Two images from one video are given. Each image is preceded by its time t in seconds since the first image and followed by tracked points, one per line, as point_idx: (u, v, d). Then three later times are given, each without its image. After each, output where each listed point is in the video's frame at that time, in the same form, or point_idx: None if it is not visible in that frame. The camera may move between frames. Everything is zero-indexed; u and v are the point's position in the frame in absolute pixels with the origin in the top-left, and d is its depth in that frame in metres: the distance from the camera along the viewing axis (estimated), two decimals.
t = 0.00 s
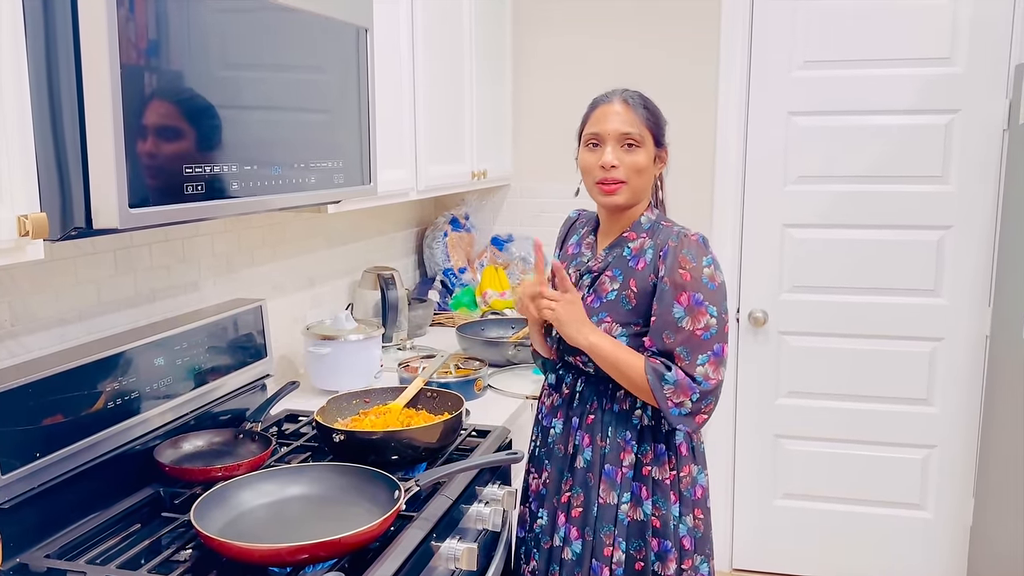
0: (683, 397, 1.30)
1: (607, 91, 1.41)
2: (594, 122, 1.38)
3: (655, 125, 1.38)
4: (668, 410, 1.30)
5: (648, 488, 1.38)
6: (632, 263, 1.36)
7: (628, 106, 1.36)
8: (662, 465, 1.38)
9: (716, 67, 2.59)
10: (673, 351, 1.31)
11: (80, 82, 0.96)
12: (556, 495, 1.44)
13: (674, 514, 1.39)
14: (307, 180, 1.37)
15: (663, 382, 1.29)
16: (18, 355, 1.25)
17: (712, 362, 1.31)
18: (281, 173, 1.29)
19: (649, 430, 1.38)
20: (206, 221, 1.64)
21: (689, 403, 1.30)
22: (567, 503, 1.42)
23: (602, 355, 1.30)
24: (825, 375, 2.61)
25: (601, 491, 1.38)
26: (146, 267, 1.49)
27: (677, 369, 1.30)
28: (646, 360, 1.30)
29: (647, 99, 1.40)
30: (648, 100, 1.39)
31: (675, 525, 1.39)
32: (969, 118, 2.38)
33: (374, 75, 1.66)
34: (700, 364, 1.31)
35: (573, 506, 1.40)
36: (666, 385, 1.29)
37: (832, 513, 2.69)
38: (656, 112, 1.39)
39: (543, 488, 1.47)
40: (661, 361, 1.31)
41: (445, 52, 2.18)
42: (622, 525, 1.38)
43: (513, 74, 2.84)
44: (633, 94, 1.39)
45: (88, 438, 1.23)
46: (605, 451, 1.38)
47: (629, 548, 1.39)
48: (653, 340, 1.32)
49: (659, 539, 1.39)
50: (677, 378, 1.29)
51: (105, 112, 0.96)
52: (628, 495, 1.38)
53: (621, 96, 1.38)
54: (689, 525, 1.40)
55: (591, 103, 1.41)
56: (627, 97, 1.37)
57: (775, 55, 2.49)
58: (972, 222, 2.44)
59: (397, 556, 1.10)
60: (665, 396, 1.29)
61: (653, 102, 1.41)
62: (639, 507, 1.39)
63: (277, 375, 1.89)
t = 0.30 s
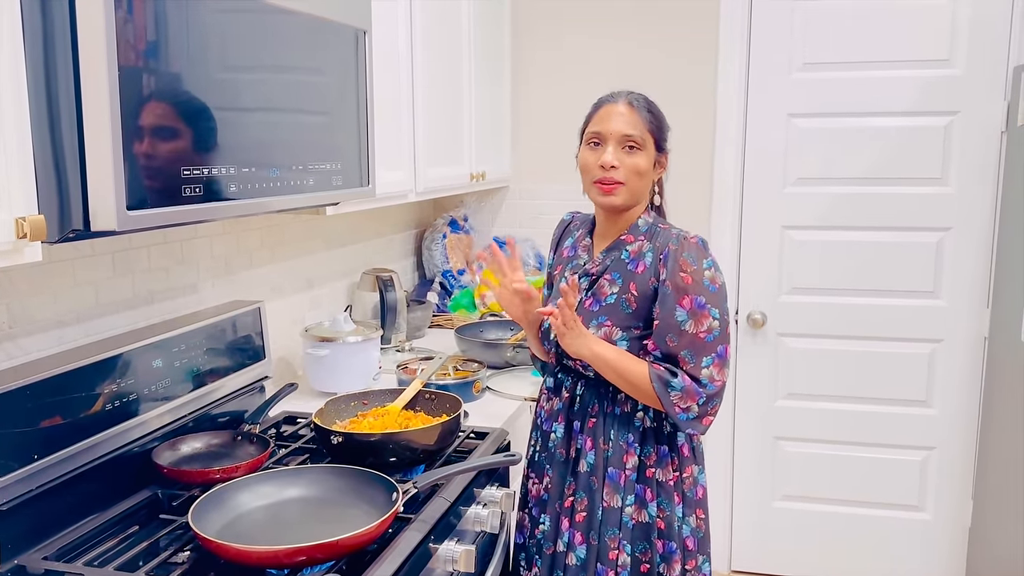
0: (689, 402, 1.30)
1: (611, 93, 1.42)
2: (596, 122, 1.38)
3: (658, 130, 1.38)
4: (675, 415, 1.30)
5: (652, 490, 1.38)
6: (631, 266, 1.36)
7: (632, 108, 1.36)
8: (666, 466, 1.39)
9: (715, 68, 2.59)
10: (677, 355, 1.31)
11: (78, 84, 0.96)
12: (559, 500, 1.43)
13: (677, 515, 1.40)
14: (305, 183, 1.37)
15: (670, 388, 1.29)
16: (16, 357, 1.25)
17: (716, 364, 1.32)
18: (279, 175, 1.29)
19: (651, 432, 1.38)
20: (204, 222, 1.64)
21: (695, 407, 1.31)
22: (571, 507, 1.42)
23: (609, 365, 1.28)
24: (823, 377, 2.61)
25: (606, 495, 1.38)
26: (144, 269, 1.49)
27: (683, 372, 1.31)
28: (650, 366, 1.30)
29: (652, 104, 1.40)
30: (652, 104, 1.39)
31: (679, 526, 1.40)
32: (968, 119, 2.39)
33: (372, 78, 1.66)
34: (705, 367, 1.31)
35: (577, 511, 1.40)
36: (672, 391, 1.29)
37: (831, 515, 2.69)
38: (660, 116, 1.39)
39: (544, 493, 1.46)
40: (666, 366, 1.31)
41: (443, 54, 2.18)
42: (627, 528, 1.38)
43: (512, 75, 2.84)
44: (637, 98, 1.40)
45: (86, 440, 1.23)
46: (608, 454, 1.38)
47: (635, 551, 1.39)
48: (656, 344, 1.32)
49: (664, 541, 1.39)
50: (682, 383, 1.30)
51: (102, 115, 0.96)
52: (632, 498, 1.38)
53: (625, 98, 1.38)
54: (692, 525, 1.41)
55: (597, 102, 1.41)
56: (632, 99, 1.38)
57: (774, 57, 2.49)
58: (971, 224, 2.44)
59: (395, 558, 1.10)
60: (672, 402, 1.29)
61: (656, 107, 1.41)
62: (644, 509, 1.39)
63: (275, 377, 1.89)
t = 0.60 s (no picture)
0: (691, 402, 1.30)
1: (609, 93, 1.41)
2: (595, 123, 1.38)
3: (656, 129, 1.38)
4: (677, 416, 1.30)
5: (652, 490, 1.38)
6: (634, 266, 1.36)
7: (630, 108, 1.36)
8: (665, 466, 1.39)
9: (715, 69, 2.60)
10: (680, 355, 1.31)
11: (76, 85, 0.96)
12: (558, 500, 1.43)
13: (677, 515, 1.40)
14: (304, 183, 1.37)
15: (672, 389, 1.29)
16: (14, 357, 1.24)
17: (718, 365, 1.32)
18: (278, 175, 1.29)
19: (651, 432, 1.38)
20: (203, 223, 1.64)
21: (697, 408, 1.31)
22: (570, 508, 1.41)
23: (612, 365, 1.28)
24: (823, 378, 2.61)
25: (606, 495, 1.38)
26: (143, 269, 1.49)
27: (685, 373, 1.31)
28: (652, 366, 1.30)
29: (650, 102, 1.40)
30: (650, 103, 1.39)
31: (679, 526, 1.40)
32: (967, 120, 2.39)
33: (372, 78, 1.66)
34: (706, 367, 1.31)
35: (576, 511, 1.40)
36: (675, 392, 1.29)
37: (830, 516, 2.68)
38: (657, 114, 1.39)
39: (543, 493, 1.46)
40: (668, 367, 1.31)
41: (443, 55, 2.18)
42: (627, 529, 1.38)
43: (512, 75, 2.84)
44: (636, 97, 1.39)
45: (84, 440, 1.23)
46: (608, 454, 1.38)
47: (635, 551, 1.39)
48: (659, 343, 1.32)
49: (663, 541, 1.39)
50: (685, 384, 1.30)
51: (101, 115, 0.96)
52: (632, 498, 1.38)
53: (623, 98, 1.38)
54: (691, 526, 1.41)
55: (594, 103, 1.41)
56: (629, 99, 1.37)
57: (773, 58, 2.49)
58: (970, 224, 2.44)
59: (394, 558, 1.09)
60: (674, 402, 1.29)
61: (654, 106, 1.40)
62: (644, 510, 1.39)
63: (274, 377, 1.89)
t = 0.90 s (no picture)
0: (688, 405, 1.30)
1: (608, 93, 1.41)
2: (593, 123, 1.38)
3: (655, 128, 1.37)
4: (673, 419, 1.30)
5: (651, 492, 1.38)
6: (632, 268, 1.36)
7: (627, 108, 1.36)
8: (666, 468, 1.38)
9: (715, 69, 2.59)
10: (677, 357, 1.31)
11: (76, 85, 0.96)
12: (558, 501, 1.43)
13: (677, 517, 1.39)
14: (304, 184, 1.37)
15: (668, 391, 1.29)
16: (14, 358, 1.24)
17: (715, 367, 1.32)
18: (278, 176, 1.29)
19: (651, 434, 1.38)
20: (202, 223, 1.64)
21: (694, 410, 1.31)
22: (570, 508, 1.41)
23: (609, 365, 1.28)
24: (823, 379, 2.61)
25: (605, 496, 1.38)
26: (143, 270, 1.49)
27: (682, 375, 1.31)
28: (649, 369, 1.30)
29: (649, 102, 1.39)
30: (649, 103, 1.38)
31: (679, 528, 1.39)
32: (968, 121, 2.39)
33: (372, 78, 1.66)
34: (704, 370, 1.31)
35: (576, 512, 1.40)
36: (672, 394, 1.29)
37: (830, 516, 2.68)
38: (656, 114, 1.38)
39: (543, 494, 1.46)
40: (665, 369, 1.31)
41: (443, 56, 2.18)
42: (627, 530, 1.38)
43: (512, 75, 2.84)
44: (634, 97, 1.39)
45: (83, 441, 1.23)
46: (607, 455, 1.38)
47: (635, 553, 1.39)
48: (656, 346, 1.32)
49: (663, 543, 1.39)
50: (682, 387, 1.29)
51: (100, 115, 0.95)
52: (632, 500, 1.38)
53: (622, 98, 1.38)
54: (691, 527, 1.41)
55: (592, 104, 1.41)
56: (627, 99, 1.37)
57: (774, 58, 2.49)
58: (971, 225, 2.44)
59: (393, 559, 1.09)
60: (671, 405, 1.29)
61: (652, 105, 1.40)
62: (643, 511, 1.38)
63: (274, 378, 1.89)
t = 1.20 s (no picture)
0: (688, 408, 1.30)
1: (597, 99, 1.41)
2: (584, 131, 1.38)
3: (646, 127, 1.36)
4: (674, 421, 1.30)
5: (653, 493, 1.38)
6: (634, 269, 1.36)
7: (614, 112, 1.35)
8: (668, 470, 1.38)
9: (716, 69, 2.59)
10: (678, 359, 1.31)
11: (77, 86, 0.96)
12: (560, 501, 1.44)
13: (678, 519, 1.39)
14: (306, 184, 1.37)
15: (669, 394, 1.29)
16: (15, 358, 1.24)
17: (716, 369, 1.31)
18: (280, 176, 1.29)
19: (654, 435, 1.38)
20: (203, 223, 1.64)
21: (695, 413, 1.31)
22: (571, 509, 1.42)
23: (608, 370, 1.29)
24: (824, 379, 2.61)
25: (607, 497, 1.38)
26: (144, 270, 1.49)
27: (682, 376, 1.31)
28: (650, 371, 1.30)
29: (638, 101, 1.38)
30: (637, 103, 1.37)
31: (681, 530, 1.39)
32: (969, 121, 2.38)
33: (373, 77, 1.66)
34: (705, 371, 1.30)
35: (577, 512, 1.41)
36: (672, 397, 1.29)
37: (831, 517, 2.68)
38: (645, 113, 1.37)
39: (545, 493, 1.47)
40: (667, 372, 1.31)
41: (444, 56, 2.18)
42: (628, 531, 1.38)
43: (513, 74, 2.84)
44: (624, 99, 1.38)
45: (84, 441, 1.23)
46: (609, 456, 1.38)
47: (636, 553, 1.39)
48: (658, 347, 1.31)
49: (664, 544, 1.38)
50: (682, 389, 1.29)
51: (102, 115, 0.96)
52: (633, 501, 1.38)
53: (610, 102, 1.37)
54: (693, 529, 1.40)
55: (582, 111, 1.41)
56: (614, 103, 1.37)
57: (774, 58, 2.48)
58: (972, 226, 2.44)
59: (394, 559, 1.09)
60: (671, 407, 1.29)
61: (643, 105, 1.38)
62: (645, 512, 1.38)
63: (275, 378, 1.89)
